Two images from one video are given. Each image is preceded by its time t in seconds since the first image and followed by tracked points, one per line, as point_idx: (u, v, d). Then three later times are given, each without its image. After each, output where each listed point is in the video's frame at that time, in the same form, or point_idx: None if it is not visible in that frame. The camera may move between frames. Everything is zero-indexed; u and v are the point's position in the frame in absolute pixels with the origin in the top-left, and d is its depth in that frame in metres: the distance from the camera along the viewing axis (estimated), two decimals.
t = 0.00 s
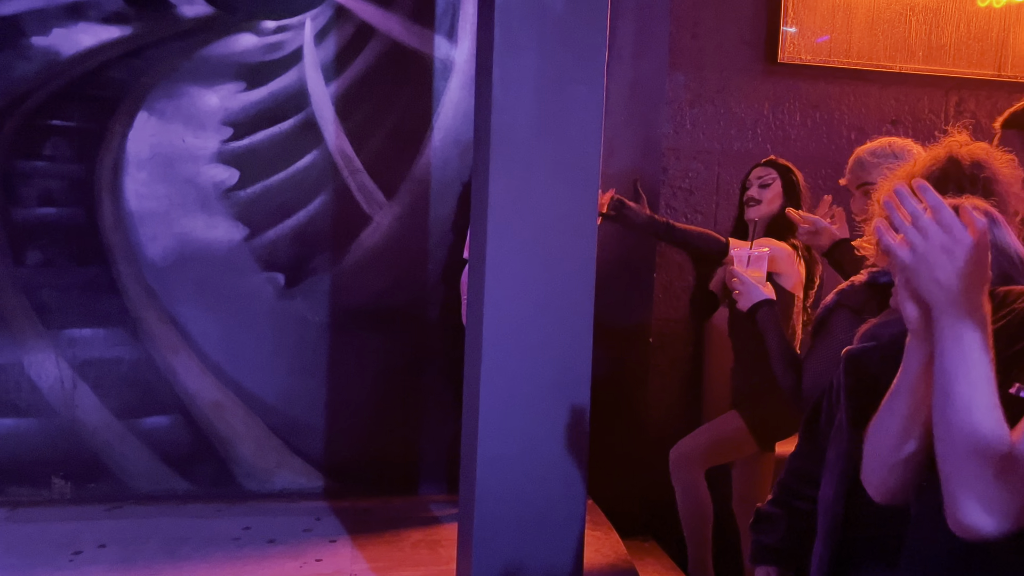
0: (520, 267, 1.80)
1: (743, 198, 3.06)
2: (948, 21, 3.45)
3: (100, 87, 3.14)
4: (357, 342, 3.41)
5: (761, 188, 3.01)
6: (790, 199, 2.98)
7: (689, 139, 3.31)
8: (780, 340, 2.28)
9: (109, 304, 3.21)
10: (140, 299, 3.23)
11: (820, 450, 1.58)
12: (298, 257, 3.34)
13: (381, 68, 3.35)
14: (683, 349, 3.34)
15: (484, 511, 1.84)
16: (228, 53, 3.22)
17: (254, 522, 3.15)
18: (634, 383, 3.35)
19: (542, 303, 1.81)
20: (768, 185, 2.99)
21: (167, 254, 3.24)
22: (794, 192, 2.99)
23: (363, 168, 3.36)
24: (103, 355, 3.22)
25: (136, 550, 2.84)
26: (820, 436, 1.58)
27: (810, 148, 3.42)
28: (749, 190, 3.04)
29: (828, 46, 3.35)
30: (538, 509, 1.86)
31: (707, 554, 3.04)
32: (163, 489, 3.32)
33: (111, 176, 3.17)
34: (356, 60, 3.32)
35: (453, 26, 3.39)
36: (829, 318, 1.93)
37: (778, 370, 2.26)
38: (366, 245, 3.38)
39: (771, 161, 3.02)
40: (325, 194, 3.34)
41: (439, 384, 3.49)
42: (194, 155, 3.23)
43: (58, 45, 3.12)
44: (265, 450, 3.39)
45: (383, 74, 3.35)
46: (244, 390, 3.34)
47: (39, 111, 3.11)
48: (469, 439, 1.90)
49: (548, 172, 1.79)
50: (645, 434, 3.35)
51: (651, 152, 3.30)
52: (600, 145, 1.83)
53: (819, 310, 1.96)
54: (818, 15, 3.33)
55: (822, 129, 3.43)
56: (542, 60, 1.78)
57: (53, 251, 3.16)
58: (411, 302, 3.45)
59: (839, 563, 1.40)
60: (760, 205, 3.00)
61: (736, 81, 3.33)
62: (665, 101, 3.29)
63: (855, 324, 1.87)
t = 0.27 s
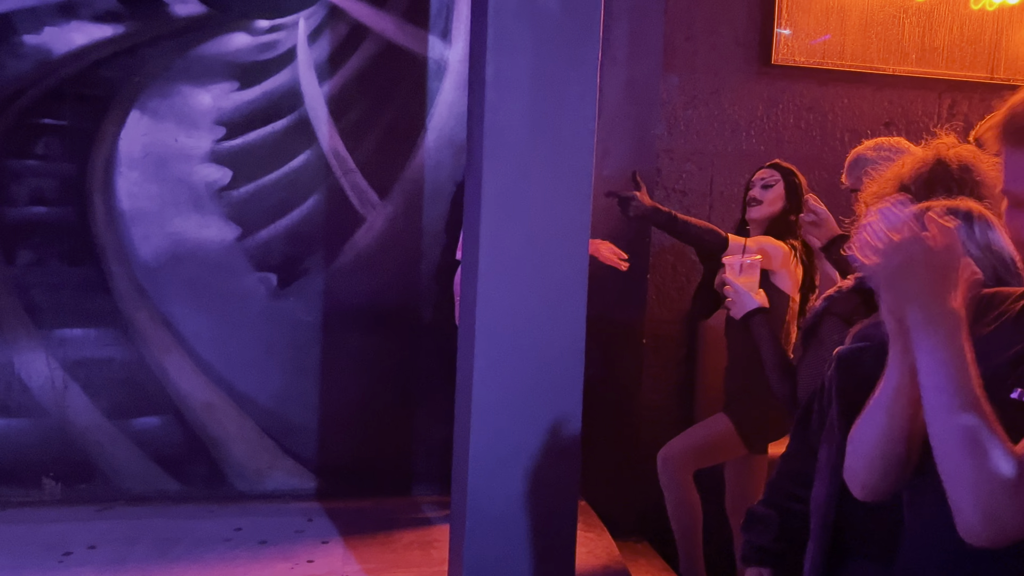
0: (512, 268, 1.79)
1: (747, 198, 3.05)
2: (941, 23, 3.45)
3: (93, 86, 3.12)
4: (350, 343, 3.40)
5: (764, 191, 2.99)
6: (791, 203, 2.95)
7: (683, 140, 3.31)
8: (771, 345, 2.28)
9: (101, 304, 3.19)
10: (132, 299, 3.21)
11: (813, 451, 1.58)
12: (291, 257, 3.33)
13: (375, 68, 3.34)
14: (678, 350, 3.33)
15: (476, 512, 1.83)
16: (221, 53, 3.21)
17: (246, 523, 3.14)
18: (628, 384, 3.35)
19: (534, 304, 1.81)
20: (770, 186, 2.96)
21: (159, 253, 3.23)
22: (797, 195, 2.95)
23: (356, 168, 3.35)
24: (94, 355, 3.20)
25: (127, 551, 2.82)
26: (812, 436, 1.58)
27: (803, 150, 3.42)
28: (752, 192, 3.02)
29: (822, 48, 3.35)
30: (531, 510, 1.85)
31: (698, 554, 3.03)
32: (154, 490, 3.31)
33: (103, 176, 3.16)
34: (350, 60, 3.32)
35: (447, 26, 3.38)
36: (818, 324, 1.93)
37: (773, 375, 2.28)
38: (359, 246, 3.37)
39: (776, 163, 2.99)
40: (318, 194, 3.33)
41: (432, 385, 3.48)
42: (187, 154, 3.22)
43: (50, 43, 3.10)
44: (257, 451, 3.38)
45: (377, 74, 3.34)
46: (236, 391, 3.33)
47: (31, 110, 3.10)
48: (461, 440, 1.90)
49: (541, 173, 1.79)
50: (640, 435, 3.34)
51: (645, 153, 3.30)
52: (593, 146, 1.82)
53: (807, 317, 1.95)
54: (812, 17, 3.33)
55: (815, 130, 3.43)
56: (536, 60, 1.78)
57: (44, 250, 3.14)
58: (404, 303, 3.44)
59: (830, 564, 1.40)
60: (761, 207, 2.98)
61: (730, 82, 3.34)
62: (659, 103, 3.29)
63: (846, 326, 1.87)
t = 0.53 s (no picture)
0: (506, 268, 1.78)
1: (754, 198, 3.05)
2: (937, 25, 3.46)
3: (87, 85, 3.12)
4: (345, 343, 3.40)
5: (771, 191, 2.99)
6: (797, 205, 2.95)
7: (679, 141, 3.31)
8: (763, 347, 2.28)
9: (95, 304, 3.19)
10: (127, 299, 3.21)
11: (807, 453, 1.57)
12: (286, 257, 3.33)
13: (371, 68, 3.34)
14: (674, 351, 3.31)
15: (470, 513, 1.83)
16: (217, 52, 3.21)
17: (240, 523, 3.13)
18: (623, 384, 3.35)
19: (528, 305, 1.80)
20: (778, 188, 2.97)
21: (154, 253, 3.22)
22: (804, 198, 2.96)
23: (352, 168, 3.35)
24: (88, 355, 3.20)
25: (120, 552, 2.82)
26: (806, 438, 1.58)
27: (799, 151, 3.42)
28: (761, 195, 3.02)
29: (819, 49, 3.35)
30: (525, 511, 1.85)
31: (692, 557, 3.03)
32: (148, 491, 3.30)
33: (98, 175, 3.15)
34: (346, 60, 3.31)
35: (443, 26, 3.38)
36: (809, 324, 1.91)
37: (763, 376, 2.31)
38: (354, 245, 3.37)
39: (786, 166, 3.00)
40: (314, 194, 3.33)
41: (427, 384, 3.48)
42: (182, 154, 3.22)
43: (45, 42, 3.10)
44: (252, 451, 3.37)
45: (373, 74, 3.34)
46: (230, 391, 3.32)
47: (25, 109, 3.09)
48: (454, 441, 1.89)
49: (535, 173, 1.78)
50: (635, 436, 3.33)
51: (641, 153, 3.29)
52: (587, 146, 1.82)
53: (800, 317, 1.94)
54: (809, 18, 3.33)
55: (811, 131, 3.43)
56: (530, 60, 1.77)
57: (39, 250, 3.13)
58: (400, 303, 3.44)
59: (822, 565, 1.41)
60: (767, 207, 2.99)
61: (727, 83, 3.33)
62: (656, 103, 3.28)
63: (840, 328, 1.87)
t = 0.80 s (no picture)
0: (503, 269, 1.78)
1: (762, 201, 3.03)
2: (936, 26, 3.46)
3: (86, 86, 3.12)
4: (344, 344, 3.40)
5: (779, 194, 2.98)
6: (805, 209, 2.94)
7: (678, 142, 3.31)
8: (764, 350, 2.22)
9: (94, 305, 3.19)
10: (125, 300, 3.21)
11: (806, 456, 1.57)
12: (285, 258, 3.33)
13: (370, 69, 3.34)
14: (672, 351, 3.35)
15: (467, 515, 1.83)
16: (215, 53, 3.21)
17: (238, 524, 3.13)
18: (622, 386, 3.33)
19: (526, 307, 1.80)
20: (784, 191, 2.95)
21: (152, 254, 3.22)
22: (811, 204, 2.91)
23: (351, 169, 3.35)
24: (87, 356, 3.20)
25: (119, 553, 2.81)
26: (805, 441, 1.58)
27: (798, 152, 3.43)
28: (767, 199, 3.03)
29: (817, 50, 3.35)
30: (523, 513, 1.85)
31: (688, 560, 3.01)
32: (147, 491, 3.30)
33: (97, 176, 3.15)
34: (344, 61, 3.31)
35: (442, 28, 3.38)
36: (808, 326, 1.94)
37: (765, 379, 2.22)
38: (353, 246, 3.37)
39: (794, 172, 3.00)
40: (312, 195, 3.33)
41: (426, 385, 3.48)
42: (180, 155, 3.22)
43: (44, 43, 3.10)
44: (251, 452, 3.37)
45: (372, 75, 3.34)
46: (229, 392, 3.32)
47: (24, 109, 3.09)
48: (453, 442, 1.89)
49: (534, 176, 1.79)
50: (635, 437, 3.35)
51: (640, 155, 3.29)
52: (586, 148, 1.82)
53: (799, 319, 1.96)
54: (807, 19, 3.33)
55: (810, 133, 3.44)
56: (529, 62, 1.77)
57: (37, 250, 3.13)
58: (398, 304, 3.44)
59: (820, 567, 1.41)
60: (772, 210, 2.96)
61: (725, 84, 3.33)
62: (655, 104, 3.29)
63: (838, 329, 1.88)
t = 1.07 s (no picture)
0: (500, 273, 1.78)
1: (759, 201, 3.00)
2: (935, 29, 3.45)
3: (86, 89, 3.12)
4: (344, 347, 3.40)
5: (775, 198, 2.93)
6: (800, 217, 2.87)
7: (677, 145, 3.31)
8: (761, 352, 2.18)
9: (94, 308, 3.19)
10: (125, 303, 3.21)
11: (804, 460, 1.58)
12: (285, 261, 3.33)
13: (369, 72, 3.34)
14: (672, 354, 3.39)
15: (466, 520, 1.82)
16: (215, 57, 3.21)
17: (238, 527, 3.13)
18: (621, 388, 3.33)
19: (523, 311, 1.80)
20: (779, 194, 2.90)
21: (152, 257, 3.22)
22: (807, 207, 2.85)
23: (350, 172, 3.35)
24: (87, 359, 3.20)
25: (118, 556, 2.81)
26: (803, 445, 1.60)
27: (798, 155, 3.43)
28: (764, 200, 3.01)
29: (817, 53, 3.35)
30: (523, 517, 1.85)
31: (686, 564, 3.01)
32: (147, 495, 3.30)
33: (97, 180, 3.16)
34: (344, 64, 3.32)
35: (442, 31, 3.39)
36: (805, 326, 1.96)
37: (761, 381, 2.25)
38: (353, 250, 3.37)
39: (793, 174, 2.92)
40: (312, 198, 3.33)
41: (426, 388, 3.48)
42: (180, 158, 3.22)
43: (44, 47, 3.10)
44: (251, 455, 3.37)
45: (371, 78, 3.34)
46: (229, 395, 3.32)
47: (24, 113, 3.09)
48: (452, 446, 1.89)
49: (532, 179, 1.79)
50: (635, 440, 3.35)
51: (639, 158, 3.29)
52: (584, 152, 1.82)
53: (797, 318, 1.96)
54: (807, 22, 3.33)
55: (809, 136, 3.44)
56: (527, 66, 1.77)
57: (37, 254, 3.14)
58: (398, 307, 3.44)
59: (817, 569, 1.44)
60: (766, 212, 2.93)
61: (724, 87, 3.33)
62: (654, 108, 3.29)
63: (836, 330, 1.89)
